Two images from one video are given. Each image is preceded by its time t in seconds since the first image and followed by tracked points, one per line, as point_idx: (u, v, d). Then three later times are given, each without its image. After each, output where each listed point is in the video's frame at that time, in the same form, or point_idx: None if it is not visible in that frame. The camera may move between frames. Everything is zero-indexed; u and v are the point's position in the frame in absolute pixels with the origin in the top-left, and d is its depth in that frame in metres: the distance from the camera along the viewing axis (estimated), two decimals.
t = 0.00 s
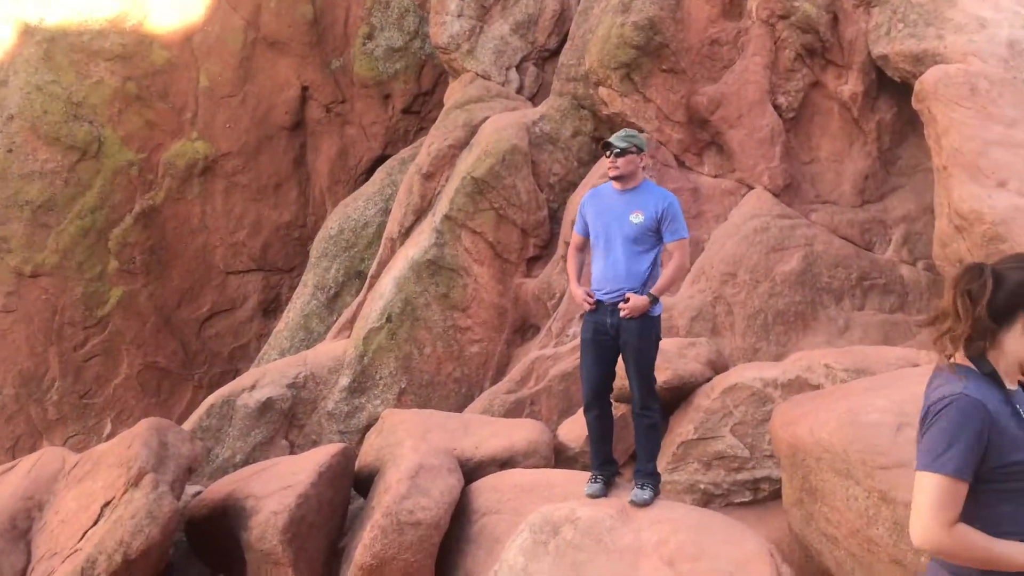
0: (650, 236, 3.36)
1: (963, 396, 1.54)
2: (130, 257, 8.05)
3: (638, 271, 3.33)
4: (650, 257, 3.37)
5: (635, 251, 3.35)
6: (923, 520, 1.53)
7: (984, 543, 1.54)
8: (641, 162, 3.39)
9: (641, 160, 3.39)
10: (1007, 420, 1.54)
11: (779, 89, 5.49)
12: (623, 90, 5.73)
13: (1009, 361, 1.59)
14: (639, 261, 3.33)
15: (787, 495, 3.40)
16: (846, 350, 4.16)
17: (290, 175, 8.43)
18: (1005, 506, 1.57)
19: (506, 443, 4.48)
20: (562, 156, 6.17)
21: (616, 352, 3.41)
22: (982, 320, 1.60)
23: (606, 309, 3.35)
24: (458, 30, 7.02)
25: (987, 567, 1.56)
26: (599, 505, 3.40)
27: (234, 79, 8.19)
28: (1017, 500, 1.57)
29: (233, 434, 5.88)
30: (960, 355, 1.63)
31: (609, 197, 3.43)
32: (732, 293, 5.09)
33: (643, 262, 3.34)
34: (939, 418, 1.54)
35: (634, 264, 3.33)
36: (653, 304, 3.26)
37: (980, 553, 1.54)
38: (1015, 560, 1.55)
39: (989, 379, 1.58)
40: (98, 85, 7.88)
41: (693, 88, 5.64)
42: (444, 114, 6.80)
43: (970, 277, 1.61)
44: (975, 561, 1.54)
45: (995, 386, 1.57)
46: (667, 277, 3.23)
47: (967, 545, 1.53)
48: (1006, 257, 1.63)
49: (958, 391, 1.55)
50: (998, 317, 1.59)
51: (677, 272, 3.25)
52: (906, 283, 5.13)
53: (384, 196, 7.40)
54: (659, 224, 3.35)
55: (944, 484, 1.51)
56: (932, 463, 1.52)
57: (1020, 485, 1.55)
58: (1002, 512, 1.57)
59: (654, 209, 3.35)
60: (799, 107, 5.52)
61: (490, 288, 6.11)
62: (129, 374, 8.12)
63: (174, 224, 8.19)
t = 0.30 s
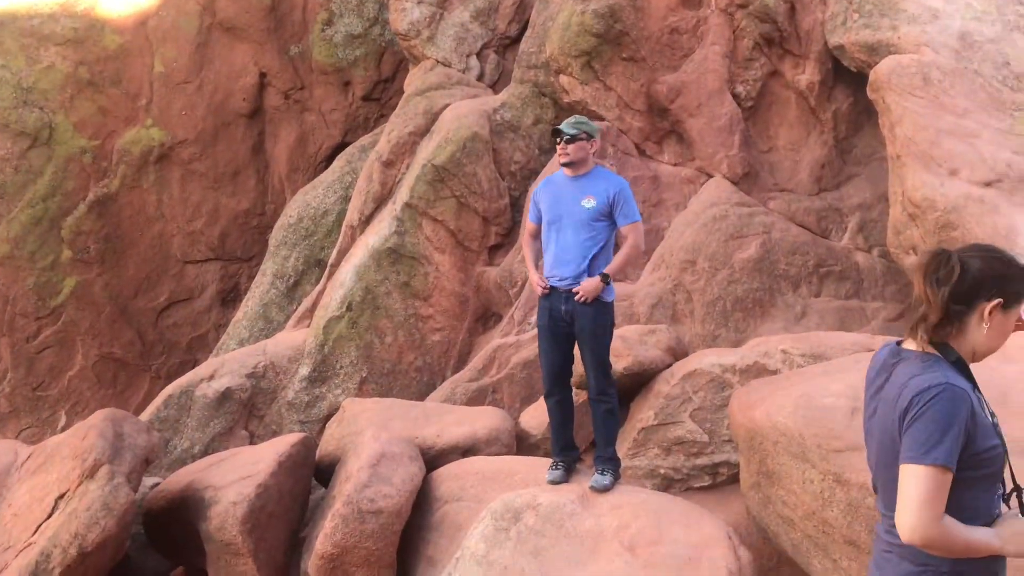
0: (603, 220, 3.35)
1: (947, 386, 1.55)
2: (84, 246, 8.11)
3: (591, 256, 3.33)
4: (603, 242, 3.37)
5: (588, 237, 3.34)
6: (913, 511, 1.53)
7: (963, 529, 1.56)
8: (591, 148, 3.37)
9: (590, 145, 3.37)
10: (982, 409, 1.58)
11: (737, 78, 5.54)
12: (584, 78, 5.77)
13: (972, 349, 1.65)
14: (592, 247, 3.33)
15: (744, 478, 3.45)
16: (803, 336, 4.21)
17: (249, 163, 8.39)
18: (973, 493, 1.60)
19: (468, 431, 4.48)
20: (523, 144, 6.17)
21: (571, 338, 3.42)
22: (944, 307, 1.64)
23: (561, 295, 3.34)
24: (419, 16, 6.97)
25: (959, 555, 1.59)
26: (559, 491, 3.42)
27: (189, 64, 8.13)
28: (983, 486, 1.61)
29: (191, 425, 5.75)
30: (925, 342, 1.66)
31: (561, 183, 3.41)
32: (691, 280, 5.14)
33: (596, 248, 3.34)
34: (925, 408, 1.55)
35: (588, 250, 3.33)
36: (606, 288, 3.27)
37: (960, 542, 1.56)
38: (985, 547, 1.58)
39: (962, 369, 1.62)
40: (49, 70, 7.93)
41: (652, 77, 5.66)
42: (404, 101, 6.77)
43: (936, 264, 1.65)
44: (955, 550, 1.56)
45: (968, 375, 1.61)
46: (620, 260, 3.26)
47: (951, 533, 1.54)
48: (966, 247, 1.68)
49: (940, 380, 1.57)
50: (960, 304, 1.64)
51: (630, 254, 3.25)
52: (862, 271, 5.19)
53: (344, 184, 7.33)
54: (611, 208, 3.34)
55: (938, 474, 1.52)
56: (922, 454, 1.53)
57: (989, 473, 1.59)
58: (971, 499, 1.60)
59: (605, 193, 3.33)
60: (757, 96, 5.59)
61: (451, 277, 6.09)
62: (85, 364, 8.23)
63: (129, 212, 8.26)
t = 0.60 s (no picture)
0: (563, 209, 3.36)
1: (913, 368, 1.59)
2: (41, 237, 8.06)
3: (554, 244, 3.34)
4: (565, 229, 3.38)
5: (550, 225, 3.35)
6: (882, 490, 1.56)
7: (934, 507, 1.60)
8: (548, 138, 3.37)
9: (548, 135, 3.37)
10: (948, 389, 1.62)
11: (701, 69, 5.57)
12: (548, 68, 5.77)
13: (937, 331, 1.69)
14: (554, 235, 3.34)
15: (706, 464, 3.51)
16: (764, 324, 4.27)
17: (211, 152, 8.36)
18: (942, 472, 1.64)
19: (434, 421, 4.48)
20: (488, 134, 6.15)
21: (535, 326, 3.43)
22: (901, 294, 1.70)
23: (525, 286, 3.35)
24: (382, 5, 6.91)
25: (931, 534, 1.62)
26: (525, 479, 3.43)
27: (148, 52, 8.06)
28: (951, 465, 1.65)
29: (153, 417, 5.76)
30: (888, 329, 1.71)
31: (521, 174, 3.41)
32: (656, 270, 5.17)
33: (558, 236, 3.35)
34: (892, 390, 1.59)
35: (550, 238, 3.34)
36: (571, 276, 3.29)
37: (930, 520, 1.60)
38: (957, 525, 1.62)
39: (928, 351, 1.66)
40: (4, 57, 7.88)
41: (616, 67, 5.67)
42: (368, 90, 6.72)
43: (884, 255, 1.71)
44: (925, 528, 1.59)
45: (934, 357, 1.65)
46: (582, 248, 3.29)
47: (921, 511, 1.58)
48: (921, 235, 1.74)
49: (907, 362, 1.61)
50: (915, 289, 1.69)
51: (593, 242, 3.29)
52: (822, 260, 5.25)
53: (308, 173, 7.28)
54: (572, 196, 3.35)
55: (906, 453, 1.55)
56: (891, 434, 1.56)
57: (957, 453, 1.63)
58: (940, 478, 1.64)
59: (565, 181, 3.34)
60: (720, 87, 5.63)
61: (417, 267, 6.07)
62: (44, 357, 8.16)
63: (87, 202, 8.20)
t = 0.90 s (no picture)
0: (532, 201, 3.37)
1: (865, 338, 1.75)
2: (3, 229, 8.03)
3: (525, 234, 3.35)
4: (535, 221, 3.39)
5: (520, 216, 3.36)
6: (825, 444, 1.72)
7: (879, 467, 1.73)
8: (514, 132, 3.37)
9: (512, 128, 3.37)
10: (901, 359, 1.74)
11: (668, 62, 5.61)
12: (517, 60, 5.74)
13: (905, 305, 1.83)
14: (525, 225, 3.35)
15: (673, 455, 3.52)
16: (731, 315, 4.31)
17: (176, 145, 8.32)
18: (898, 441, 1.75)
19: (403, 414, 4.48)
20: (456, 126, 6.15)
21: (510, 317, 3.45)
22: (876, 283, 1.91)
23: (498, 277, 3.34)
24: None
25: (881, 496, 1.74)
26: (495, 471, 3.44)
27: (110, 42, 7.98)
28: (908, 434, 1.75)
29: (119, 413, 5.70)
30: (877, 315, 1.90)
31: (488, 167, 3.41)
32: (624, 262, 5.20)
33: (530, 227, 3.36)
34: (843, 355, 1.76)
35: (522, 228, 3.35)
36: (541, 268, 3.31)
37: (875, 481, 1.72)
38: (907, 490, 1.72)
39: (890, 325, 1.79)
40: None
41: (584, 60, 5.67)
42: (335, 83, 6.68)
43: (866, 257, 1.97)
44: (869, 486, 1.72)
45: (897, 331, 1.78)
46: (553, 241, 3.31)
47: (865, 470, 1.71)
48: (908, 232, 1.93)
49: (860, 332, 1.77)
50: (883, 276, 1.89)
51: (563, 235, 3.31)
52: (788, 251, 5.30)
53: (275, 166, 7.23)
54: (540, 188, 3.37)
55: (845, 412, 1.70)
56: (834, 394, 1.73)
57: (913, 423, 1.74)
58: (896, 446, 1.75)
59: (533, 174, 3.36)
60: (687, 80, 5.67)
61: (386, 260, 6.06)
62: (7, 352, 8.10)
63: (50, 195, 8.15)
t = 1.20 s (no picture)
0: (502, 197, 3.36)
1: (839, 316, 1.80)
2: None
3: (495, 232, 3.35)
4: (505, 218, 3.38)
5: (491, 214, 3.35)
6: (783, 407, 1.81)
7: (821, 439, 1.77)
8: (485, 128, 3.37)
9: (483, 125, 3.37)
10: (861, 339, 1.76)
11: (637, 58, 5.62)
12: (486, 56, 5.69)
13: (889, 301, 1.81)
14: (495, 223, 3.35)
15: (643, 449, 3.54)
16: (700, 309, 4.35)
17: (142, 140, 8.24)
18: (854, 419, 1.77)
19: (373, 411, 4.47)
20: (426, 122, 6.14)
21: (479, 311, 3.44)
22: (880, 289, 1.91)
23: (468, 275, 3.33)
24: None
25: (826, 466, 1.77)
26: (465, 467, 3.44)
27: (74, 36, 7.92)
28: (863, 415, 1.76)
29: (85, 413, 5.60)
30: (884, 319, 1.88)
31: (458, 163, 3.40)
32: (595, 258, 5.21)
33: (500, 224, 3.36)
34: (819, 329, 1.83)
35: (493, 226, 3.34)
36: (509, 267, 3.30)
37: (818, 449, 1.76)
38: (844, 465, 1.73)
39: (869, 309, 1.80)
40: None
41: (555, 56, 5.66)
42: (303, 79, 6.63)
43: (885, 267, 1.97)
44: (811, 454, 1.77)
45: (874, 315, 1.79)
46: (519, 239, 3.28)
47: (808, 436, 1.76)
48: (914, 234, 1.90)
49: (838, 311, 1.82)
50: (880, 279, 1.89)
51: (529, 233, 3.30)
52: (755, 246, 5.34)
53: (242, 162, 7.19)
54: (510, 185, 3.36)
55: (800, 378, 1.78)
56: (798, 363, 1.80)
57: (868, 403, 1.75)
58: (852, 424, 1.77)
59: (503, 171, 3.35)
60: (656, 76, 5.69)
61: (355, 256, 6.03)
62: None
63: (13, 191, 8.03)
